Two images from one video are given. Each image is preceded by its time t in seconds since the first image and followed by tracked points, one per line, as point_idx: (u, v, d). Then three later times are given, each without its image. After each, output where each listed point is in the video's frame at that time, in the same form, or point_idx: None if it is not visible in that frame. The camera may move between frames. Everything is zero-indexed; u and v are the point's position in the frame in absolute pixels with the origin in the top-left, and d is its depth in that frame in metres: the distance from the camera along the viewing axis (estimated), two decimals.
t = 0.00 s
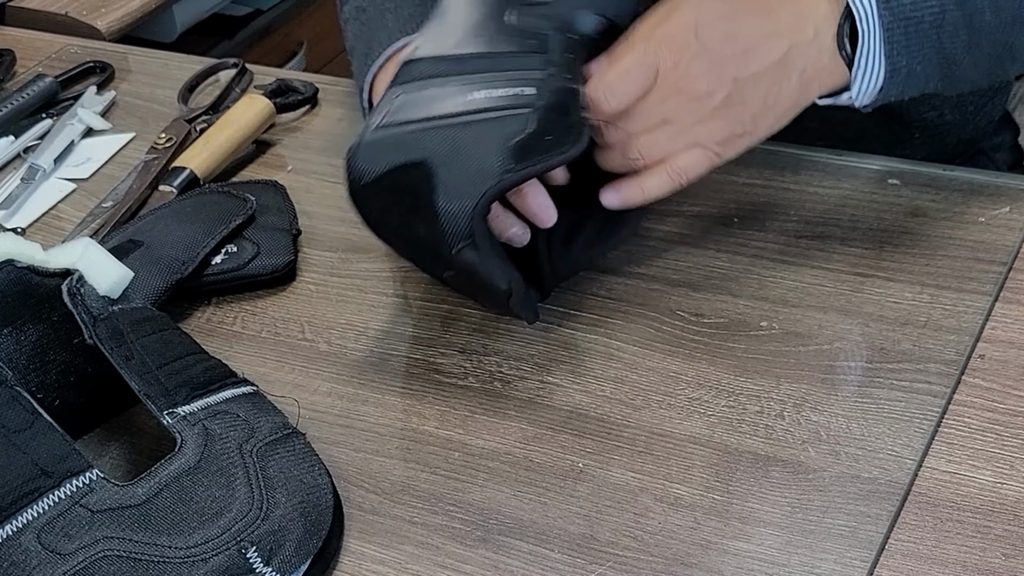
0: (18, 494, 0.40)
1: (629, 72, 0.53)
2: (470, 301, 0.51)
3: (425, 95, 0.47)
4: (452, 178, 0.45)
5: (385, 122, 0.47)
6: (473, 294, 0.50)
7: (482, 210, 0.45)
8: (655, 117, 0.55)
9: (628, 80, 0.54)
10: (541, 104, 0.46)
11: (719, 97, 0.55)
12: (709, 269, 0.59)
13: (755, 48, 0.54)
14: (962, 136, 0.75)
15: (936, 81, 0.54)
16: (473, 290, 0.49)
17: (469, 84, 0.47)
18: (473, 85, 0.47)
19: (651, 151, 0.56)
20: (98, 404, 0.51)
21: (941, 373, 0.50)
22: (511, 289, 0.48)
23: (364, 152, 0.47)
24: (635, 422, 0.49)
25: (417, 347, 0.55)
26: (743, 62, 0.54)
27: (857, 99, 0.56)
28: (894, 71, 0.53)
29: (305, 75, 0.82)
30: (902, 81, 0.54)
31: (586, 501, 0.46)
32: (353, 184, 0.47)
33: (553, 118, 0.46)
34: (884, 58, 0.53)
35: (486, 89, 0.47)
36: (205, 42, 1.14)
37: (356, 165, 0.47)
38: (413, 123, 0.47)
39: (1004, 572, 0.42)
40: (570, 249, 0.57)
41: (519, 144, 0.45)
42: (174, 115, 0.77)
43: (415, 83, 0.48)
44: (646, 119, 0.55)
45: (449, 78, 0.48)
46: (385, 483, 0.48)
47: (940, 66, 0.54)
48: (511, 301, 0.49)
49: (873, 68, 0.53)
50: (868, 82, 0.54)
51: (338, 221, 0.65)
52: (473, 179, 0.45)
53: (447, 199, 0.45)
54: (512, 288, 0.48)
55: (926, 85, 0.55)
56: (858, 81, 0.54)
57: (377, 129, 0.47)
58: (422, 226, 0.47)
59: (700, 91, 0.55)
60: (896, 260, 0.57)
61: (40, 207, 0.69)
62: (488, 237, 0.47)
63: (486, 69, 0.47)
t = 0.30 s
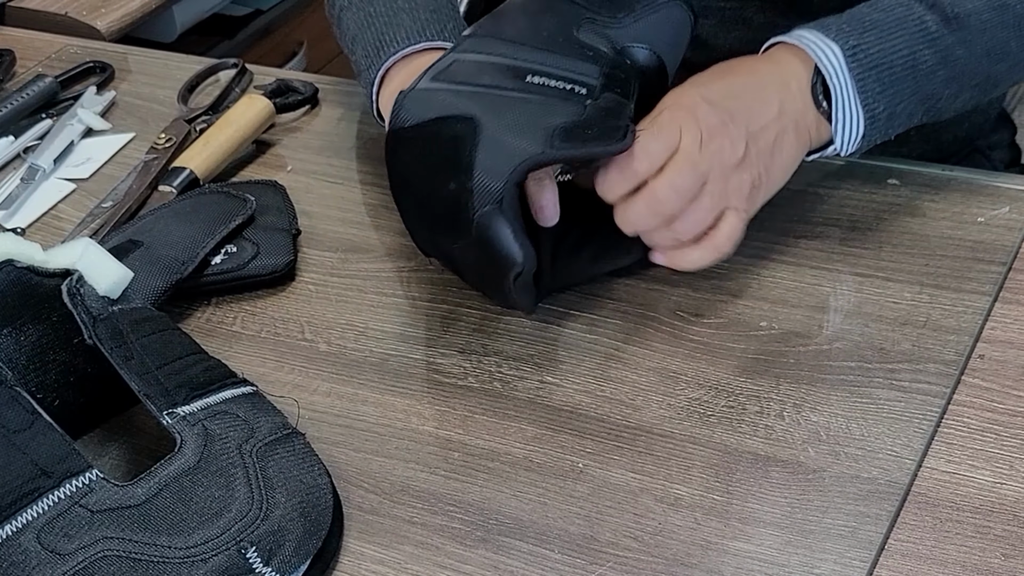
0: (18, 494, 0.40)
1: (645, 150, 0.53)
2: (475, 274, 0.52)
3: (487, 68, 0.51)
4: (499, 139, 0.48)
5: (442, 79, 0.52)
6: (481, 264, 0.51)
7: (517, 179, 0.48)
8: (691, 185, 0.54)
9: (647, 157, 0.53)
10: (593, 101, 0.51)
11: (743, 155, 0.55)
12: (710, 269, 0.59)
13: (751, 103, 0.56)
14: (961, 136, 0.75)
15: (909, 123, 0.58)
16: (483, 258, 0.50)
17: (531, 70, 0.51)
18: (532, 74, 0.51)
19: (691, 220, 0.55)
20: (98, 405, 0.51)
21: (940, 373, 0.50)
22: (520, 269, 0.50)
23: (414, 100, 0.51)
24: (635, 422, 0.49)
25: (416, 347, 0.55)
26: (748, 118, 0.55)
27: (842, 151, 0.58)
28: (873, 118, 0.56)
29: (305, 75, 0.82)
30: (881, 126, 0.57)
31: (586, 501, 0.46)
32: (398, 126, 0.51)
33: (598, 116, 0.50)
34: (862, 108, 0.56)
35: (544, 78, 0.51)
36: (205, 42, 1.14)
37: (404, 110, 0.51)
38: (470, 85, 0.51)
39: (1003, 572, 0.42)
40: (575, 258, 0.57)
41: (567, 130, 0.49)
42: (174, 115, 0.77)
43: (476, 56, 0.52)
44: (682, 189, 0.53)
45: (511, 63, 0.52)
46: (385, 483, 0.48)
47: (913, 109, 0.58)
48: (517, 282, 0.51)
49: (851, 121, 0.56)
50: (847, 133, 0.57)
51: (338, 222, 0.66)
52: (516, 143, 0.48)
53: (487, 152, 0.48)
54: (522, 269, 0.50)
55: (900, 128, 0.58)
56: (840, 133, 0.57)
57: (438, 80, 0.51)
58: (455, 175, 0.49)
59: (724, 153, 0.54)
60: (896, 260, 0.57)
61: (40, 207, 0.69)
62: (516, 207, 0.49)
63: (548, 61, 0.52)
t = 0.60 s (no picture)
0: (18, 494, 0.40)
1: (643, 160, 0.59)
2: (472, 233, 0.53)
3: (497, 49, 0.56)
4: (505, 90, 0.51)
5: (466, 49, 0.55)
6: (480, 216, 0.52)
7: (520, 126, 0.50)
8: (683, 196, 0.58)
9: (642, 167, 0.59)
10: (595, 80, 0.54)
11: (738, 175, 0.59)
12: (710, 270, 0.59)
13: (753, 131, 0.60)
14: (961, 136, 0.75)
15: (919, 147, 0.62)
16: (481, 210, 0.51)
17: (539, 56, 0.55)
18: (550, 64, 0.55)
19: (686, 227, 0.57)
20: (99, 405, 0.51)
21: (940, 373, 0.50)
22: (518, 221, 0.51)
23: (429, 62, 0.54)
24: (635, 422, 0.49)
25: (417, 347, 0.55)
26: (748, 143, 0.60)
27: (856, 177, 0.61)
28: (884, 143, 0.60)
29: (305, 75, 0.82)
30: (893, 150, 0.60)
31: (587, 501, 0.46)
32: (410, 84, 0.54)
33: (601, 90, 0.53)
34: (872, 133, 0.60)
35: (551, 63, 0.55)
36: (205, 41, 1.14)
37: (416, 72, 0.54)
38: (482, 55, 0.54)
39: (1004, 572, 0.42)
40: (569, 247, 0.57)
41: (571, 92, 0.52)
42: (174, 115, 0.77)
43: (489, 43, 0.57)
44: (674, 197, 0.58)
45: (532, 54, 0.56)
46: (385, 484, 0.48)
47: (922, 133, 0.61)
48: (514, 238, 0.52)
49: (863, 146, 0.60)
50: (859, 159, 0.60)
51: (339, 222, 0.66)
52: (528, 92, 0.51)
53: (499, 93, 0.51)
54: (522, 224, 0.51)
55: (912, 152, 0.62)
56: (853, 160, 0.60)
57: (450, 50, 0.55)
58: (462, 118, 0.51)
59: (719, 171, 0.58)
60: (897, 260, 0.57)
61: (40, 207, 0.69)
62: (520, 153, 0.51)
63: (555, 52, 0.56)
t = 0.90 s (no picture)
0: (18, 494, 0.40)
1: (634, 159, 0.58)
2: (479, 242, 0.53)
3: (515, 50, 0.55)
4: (527, 104, 0.51)
5: (479, 47, 0.55)
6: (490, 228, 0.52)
7: (541, 145, 0.50)
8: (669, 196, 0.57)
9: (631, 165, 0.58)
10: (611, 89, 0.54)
11: (724, 177, 0.58)
12: (710, 270, 0.59)
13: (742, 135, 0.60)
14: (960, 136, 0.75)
15: (913, 154, 0.61)
16: (492, 221, 0.51)
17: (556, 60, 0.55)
18: (563, 63, 0.55)
19: (668, 230, 0.57)
20: (99, 405, 0.51)
21: (940, 373, 0.50)
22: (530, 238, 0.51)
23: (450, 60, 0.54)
24: (635, 422, 0.49)
25: (417, 347, 0.55)
26: (736, 145, 0.59)
27: (847, 185, 0.61)
28: (874, 151, 0.59)
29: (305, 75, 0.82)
30: (886, 155, 0.59)
31: (586, 501, 0.46)
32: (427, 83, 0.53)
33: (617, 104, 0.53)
34: (860, 140, 0.59)
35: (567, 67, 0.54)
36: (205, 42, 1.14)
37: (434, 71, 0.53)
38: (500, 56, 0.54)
39: (1003, 572, 0.42)
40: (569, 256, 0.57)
41: (591, 106, 0.52)
42: (174, 115, 0.77)
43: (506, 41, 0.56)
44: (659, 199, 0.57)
45: (544, 52, 0.56)
46: (385, 483, 0.48)
47: (915, 140, 0.60)
48: (524, 252, 0.52)
49: (852, 153, 0.59)
50: (850, 166, 0.60)
51: (339, 222, 0.66)
52: (552, 104, 0.51)
53: (522, 104, 0.51)
54: (535, 238, 0.52)
55: (906, 160, 0.61)
56: (842, 167, 0.60)
57: (468, 48, 0.54)
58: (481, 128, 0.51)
59: (706, 172, 0.58)
60: (896, 260, 0.57)
61: (40, 207, 0.69)
62: (538, 168, 0.51)
63: (569, 53, 0.56)
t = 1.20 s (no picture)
0: (18, 494, 0.40)
1: (624, 167, 0.58)
2: (500, 237, 0.52)
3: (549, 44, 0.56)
4: (568, 96, 0.52)
5: (510, 40, 0.55)
6: (516, 222, 0.51)
7: (583, 140, 0.51)
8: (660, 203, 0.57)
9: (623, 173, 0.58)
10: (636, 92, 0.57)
11: (713, 182, 0.58)
12: (710, 270, 0.59)
13: (730, 139, 0.60)
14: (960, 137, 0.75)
15: (897, 155, 0.60)
16: (521, 214, 0.51)
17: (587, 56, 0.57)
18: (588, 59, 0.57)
19: (662, 237, 0.57)
20: (99, 405, 0.51)
21: (940, 373, 0.50)
22: (558, 235, 0.51)
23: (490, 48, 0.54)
24: (635, 422, 0.49)
25: (417, 347, 0.55)
26: (725, 149, 0.59)
27: (833, 189, 0.60)
28: (856, 154, 0.59)
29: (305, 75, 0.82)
30: (868, 158, 0.59)
31: (586, 501, 0.46)
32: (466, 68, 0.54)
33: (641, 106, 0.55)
34: (842, 143, 0.58)
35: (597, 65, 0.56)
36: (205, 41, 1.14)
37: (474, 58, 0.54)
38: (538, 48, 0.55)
39: (1003, 572, 0.42)
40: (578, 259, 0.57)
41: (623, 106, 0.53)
42: (174, 115, 0.77)
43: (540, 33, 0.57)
44: (650, 205, 0.57)
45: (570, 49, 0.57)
46: (385, 483, 0.48)
47: (898, 141, 0.60)
48: (558, 247, 0.51)
49: (835, 157, 0.59)
50: (833, 169, 0.59)
51: (339, 222, 0.66)
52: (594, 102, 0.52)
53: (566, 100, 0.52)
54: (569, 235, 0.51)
55: (890, 162, 0.60)
56: (825, 171, 0.59)
57: (506, 35, 0.55)
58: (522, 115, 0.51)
59: (695, 177, 0.58)
60: (896, 260, 0.57)
61: (40, 207, 0.69)
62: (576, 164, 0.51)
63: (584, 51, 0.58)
